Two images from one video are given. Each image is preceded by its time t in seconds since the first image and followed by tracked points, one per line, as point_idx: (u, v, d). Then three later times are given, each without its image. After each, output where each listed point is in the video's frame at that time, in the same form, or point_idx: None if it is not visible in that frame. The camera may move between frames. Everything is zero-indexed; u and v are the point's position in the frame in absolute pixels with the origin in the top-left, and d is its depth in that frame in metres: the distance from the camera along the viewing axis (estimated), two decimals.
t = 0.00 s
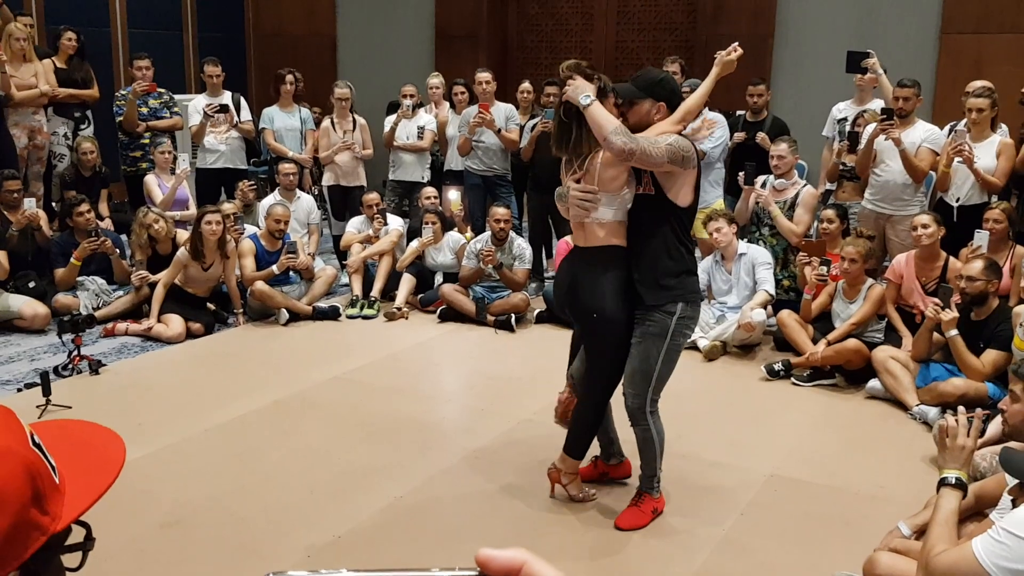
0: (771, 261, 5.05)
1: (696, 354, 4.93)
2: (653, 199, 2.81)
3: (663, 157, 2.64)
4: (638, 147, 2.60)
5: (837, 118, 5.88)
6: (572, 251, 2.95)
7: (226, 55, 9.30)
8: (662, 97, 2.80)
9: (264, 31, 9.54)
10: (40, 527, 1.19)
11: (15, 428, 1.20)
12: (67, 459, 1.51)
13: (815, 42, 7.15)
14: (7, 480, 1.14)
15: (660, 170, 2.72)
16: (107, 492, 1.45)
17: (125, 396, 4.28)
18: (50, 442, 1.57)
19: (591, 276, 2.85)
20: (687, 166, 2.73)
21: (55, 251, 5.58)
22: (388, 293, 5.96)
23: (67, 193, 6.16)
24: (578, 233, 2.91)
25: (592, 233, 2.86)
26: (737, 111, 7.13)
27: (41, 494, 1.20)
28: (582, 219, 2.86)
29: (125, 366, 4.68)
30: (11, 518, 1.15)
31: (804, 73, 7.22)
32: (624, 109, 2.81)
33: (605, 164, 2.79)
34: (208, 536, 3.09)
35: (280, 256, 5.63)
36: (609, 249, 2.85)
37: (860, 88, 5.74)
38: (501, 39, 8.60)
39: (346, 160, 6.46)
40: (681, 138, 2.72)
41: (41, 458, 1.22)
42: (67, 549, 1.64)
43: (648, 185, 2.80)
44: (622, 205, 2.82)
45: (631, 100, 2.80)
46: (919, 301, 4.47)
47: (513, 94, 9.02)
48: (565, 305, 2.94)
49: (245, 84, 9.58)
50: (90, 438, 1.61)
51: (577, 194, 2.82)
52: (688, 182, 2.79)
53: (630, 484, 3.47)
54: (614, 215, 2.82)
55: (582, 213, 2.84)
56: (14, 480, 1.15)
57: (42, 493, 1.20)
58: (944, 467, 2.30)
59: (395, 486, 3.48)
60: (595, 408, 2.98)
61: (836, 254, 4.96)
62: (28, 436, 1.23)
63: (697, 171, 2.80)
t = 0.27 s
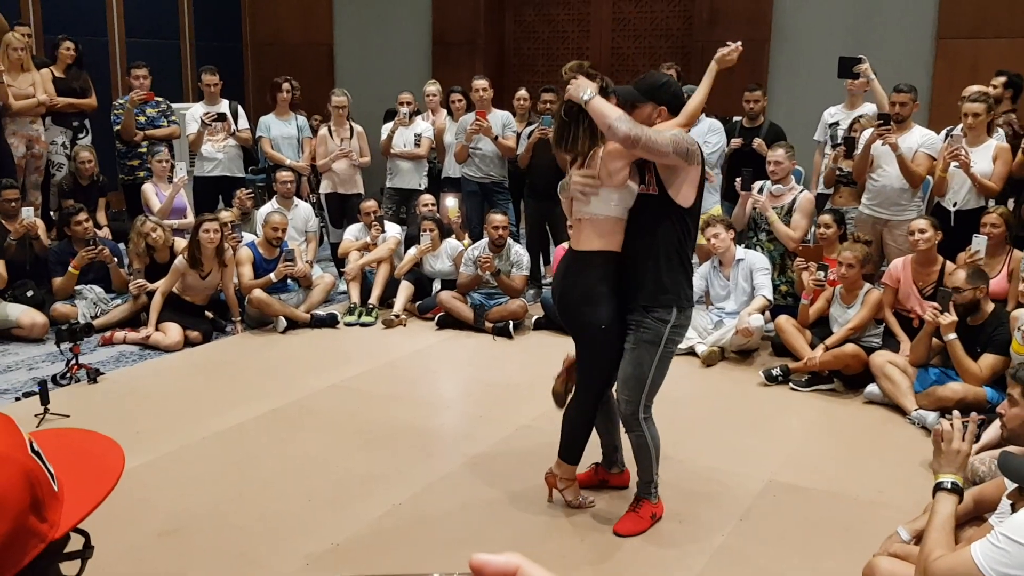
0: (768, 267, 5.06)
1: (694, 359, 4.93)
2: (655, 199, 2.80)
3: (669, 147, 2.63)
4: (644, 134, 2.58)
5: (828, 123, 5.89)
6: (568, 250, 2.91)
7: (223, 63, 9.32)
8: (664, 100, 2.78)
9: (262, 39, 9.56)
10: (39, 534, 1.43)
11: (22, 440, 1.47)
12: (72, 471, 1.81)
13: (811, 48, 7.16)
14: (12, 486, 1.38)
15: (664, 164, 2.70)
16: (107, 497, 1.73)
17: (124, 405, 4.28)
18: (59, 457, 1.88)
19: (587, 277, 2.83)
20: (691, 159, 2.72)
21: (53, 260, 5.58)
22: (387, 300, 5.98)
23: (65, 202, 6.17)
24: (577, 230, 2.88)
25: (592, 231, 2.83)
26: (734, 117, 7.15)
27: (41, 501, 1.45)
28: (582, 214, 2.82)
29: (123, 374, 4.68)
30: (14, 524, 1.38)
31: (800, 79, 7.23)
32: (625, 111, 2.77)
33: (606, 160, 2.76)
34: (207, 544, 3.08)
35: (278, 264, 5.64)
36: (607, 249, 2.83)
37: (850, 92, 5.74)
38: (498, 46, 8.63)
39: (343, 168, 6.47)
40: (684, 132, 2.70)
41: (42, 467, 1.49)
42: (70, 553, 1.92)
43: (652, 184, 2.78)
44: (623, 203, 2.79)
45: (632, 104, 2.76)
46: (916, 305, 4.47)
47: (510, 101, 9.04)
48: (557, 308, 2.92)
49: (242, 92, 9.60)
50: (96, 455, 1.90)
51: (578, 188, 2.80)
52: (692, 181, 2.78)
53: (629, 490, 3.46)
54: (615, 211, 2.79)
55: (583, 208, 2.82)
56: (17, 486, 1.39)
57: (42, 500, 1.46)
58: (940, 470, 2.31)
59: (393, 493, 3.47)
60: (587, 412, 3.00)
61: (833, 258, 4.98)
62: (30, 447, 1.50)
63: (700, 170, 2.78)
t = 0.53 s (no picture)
0: (755, 267, 5.08)
1: (682, 360, 4.94)
2: (650, 192, 2.76)
3: (674, 131, 2.61)
4: (652, 115, 2.56)
5: (809, 124, 5.86)
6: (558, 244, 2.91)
7: (208, 65, 9.28)
8: (660, 93, 2.76)
9: (247, 41, 9.53)
10: (20, 541, 1.69)
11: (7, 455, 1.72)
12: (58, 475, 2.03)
13: (796, 49, 7.19)
14: None
15: (665, 152, 2.67)
16: (88, 504, 1.93)
17: (109, 408, 4.25)
18: (47, 460, 2.12)
19: (574, 274, 2.84)
20: (692, 150, 2.70)
21: (37, 262, 5.54)
22: (374, 302, 5.97)
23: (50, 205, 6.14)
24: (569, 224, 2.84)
25: (587, 223, 2.78)
26: (721, 118, 7.17)
27: (22, 509, 1.71)
28: (576, 206, 2.79)
29: (108, 377, 4.65)
30: None
31: (786, 80, 7.26)
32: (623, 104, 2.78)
33: (604, 150, 2.74)
34: (193, 547, 3.07)
35: (264, 266, 5.62)
36: (598, 243, 2.80)
37: (830, 93, 5.72)
38: (484, 48, 8.63)
39: (330, 169, 6.46)
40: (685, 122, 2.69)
41: (24, 478, 1.73)
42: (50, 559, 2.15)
43: (646, 177, 2.76)
44: (617, 195, 2.76)
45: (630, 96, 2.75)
46: (902, 305, 4.50)
47: (496, 103, 9.05)
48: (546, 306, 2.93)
49: (228, 94, 9.57)
50: (78, 462, 2.10)
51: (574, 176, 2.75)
52: (687, 173, 2.74)
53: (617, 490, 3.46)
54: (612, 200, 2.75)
55: (581, 197, 2.78)
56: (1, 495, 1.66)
57: (22, 508, 1.71)
58: (921, 467, 2.31)
59: (381, 495, 3.46)
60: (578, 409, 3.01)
61: (820, 258, 5.01)
62: (14, 459, 1.74)
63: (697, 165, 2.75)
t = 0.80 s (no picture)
0: (748, 266, 5.08)
1: (676, 360, 4.94)
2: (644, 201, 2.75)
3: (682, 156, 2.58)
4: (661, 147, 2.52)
5: (798, 125, 5.88)
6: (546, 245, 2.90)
7: (200, 66, 9.26)
8: (665, 96, 2.72)
9: (240, 41, 9.51)
10: (7, 548, 1.90)
11: None
12: (48, 479, 2.21)
13: (788, 49, 7.20)
14: None
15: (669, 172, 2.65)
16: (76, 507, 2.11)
17: (101, 410, 4.24)
18: (39, 464, 2.29)
19: (560, 275, 2.84)
20: (695, 166, 2.67)
21: (29, 264, 5.52)
22: (367, 303, 5.95)
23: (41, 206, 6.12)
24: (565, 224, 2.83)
25: (583, 229, 2.78)
26: (714, 118, 7.17)
27: (8, 516, 1.92)
28: (573, 212, 2.77)
29: (100, 380, 4.64)
30: None
31: (778, 80, 7.27)
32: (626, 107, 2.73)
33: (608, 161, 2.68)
34: (186, 550, 3.06)
35: (257, 267, 5.59)
36: (587, 249, 2.81)
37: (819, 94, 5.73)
38: (477, 49, 8.63)
39: (323, 170, 6.46)
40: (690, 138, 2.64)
41: (10, 488, 1.93)
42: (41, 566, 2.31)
43: (644, 186, 2.74)
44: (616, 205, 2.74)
45: (633, 98, 2.71)
46: (895, 304, 4.50)
47: (489, 103, 9.04)
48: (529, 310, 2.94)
49: (220, 95, 9.55)
50: (68, 471, 2.25)
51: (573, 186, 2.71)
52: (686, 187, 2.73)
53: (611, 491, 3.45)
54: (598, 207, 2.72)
55: (577, 204, 2.75)
56: None
57: (8, 516, 1.92)
58: (915, 467, 2.30)
59: (375, 496, 3.45)
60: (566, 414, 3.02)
61: (812, 258, 5.01)
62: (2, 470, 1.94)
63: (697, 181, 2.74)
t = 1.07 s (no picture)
0: (748, 266, 5.08)
1: (675, 359, 4.94)
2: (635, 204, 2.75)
3: (678, 203, 2.57)
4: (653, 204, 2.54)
5: (797, 124, 5.86)
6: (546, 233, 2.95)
7: (200, 66, 9.26)
8: (680, 105, 2.71)
9: (239, 42, 9.51)
10: (7, 552, 1.90)
11: None
12: (49, 481, 2.22)
13: (788, 49, 7.20)
14: None
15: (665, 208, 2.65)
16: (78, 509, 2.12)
17: (101, 411, 4.23)
18: (39, 466, 2.29)
19: (547, 278, 2.87)
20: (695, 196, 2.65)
21: (29, 265, 5.52)
22: (367, 303, 5.95)
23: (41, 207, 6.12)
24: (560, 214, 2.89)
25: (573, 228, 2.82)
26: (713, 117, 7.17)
27: (8, 520, 1.92)
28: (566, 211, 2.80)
29: (100, 380, 4.64)
30: None
31: (777, 79, 7.27)
32: (639, 116, 2.74)
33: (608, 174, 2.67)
34: (185, 550, 3.06)
35: (256, 267, 5.58)
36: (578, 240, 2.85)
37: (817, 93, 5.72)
38: (477, 49, 8.63)
39: (322, 170, 6.46)
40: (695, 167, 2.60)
41: (10, 491, 1.93)
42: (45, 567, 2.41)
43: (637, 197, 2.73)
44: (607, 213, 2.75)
45: (648, 107, 2.72)
46: (895, 304, 4.50)
47: (489, 103, 9.04)
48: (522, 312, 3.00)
49: (220, 96, 9.55)
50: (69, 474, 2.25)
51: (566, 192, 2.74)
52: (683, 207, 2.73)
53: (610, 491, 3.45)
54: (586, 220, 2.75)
55: (567, 205, 2.78)
56: None
57: (9, 519, 1.92)
58: (918, 474, 2.29)
59: (374, 496, 3.45)
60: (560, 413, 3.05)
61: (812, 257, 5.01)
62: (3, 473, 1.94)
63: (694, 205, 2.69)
